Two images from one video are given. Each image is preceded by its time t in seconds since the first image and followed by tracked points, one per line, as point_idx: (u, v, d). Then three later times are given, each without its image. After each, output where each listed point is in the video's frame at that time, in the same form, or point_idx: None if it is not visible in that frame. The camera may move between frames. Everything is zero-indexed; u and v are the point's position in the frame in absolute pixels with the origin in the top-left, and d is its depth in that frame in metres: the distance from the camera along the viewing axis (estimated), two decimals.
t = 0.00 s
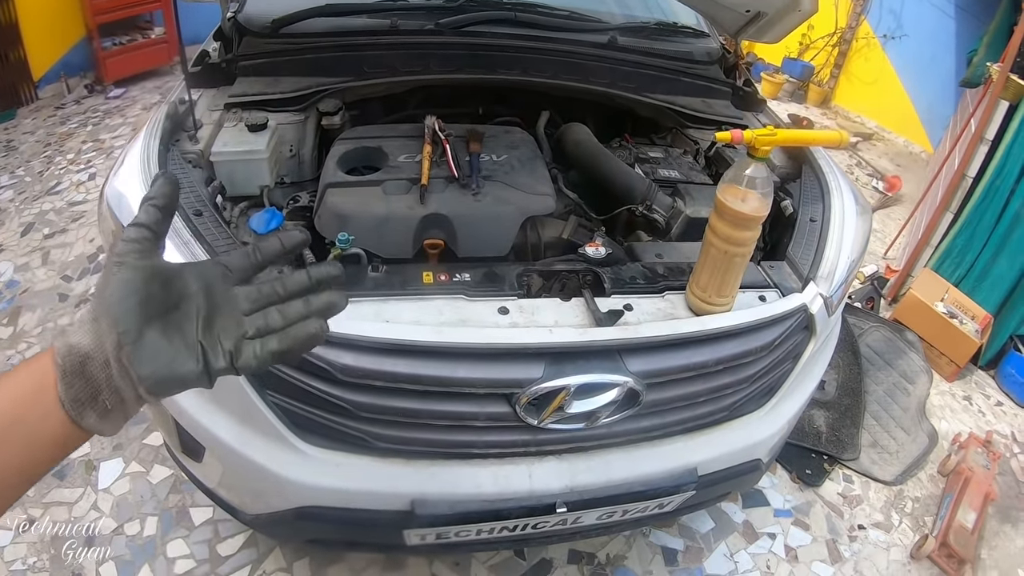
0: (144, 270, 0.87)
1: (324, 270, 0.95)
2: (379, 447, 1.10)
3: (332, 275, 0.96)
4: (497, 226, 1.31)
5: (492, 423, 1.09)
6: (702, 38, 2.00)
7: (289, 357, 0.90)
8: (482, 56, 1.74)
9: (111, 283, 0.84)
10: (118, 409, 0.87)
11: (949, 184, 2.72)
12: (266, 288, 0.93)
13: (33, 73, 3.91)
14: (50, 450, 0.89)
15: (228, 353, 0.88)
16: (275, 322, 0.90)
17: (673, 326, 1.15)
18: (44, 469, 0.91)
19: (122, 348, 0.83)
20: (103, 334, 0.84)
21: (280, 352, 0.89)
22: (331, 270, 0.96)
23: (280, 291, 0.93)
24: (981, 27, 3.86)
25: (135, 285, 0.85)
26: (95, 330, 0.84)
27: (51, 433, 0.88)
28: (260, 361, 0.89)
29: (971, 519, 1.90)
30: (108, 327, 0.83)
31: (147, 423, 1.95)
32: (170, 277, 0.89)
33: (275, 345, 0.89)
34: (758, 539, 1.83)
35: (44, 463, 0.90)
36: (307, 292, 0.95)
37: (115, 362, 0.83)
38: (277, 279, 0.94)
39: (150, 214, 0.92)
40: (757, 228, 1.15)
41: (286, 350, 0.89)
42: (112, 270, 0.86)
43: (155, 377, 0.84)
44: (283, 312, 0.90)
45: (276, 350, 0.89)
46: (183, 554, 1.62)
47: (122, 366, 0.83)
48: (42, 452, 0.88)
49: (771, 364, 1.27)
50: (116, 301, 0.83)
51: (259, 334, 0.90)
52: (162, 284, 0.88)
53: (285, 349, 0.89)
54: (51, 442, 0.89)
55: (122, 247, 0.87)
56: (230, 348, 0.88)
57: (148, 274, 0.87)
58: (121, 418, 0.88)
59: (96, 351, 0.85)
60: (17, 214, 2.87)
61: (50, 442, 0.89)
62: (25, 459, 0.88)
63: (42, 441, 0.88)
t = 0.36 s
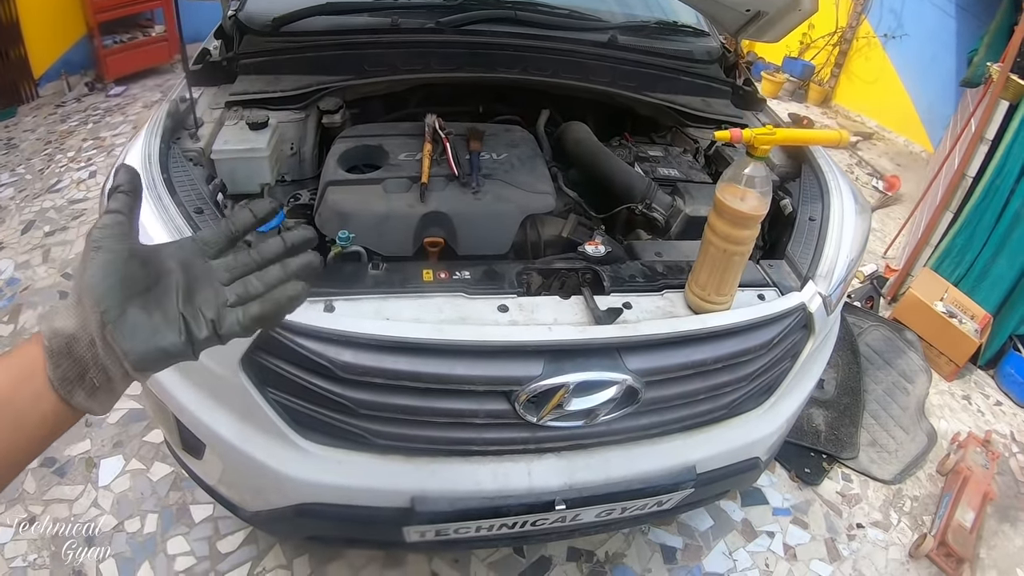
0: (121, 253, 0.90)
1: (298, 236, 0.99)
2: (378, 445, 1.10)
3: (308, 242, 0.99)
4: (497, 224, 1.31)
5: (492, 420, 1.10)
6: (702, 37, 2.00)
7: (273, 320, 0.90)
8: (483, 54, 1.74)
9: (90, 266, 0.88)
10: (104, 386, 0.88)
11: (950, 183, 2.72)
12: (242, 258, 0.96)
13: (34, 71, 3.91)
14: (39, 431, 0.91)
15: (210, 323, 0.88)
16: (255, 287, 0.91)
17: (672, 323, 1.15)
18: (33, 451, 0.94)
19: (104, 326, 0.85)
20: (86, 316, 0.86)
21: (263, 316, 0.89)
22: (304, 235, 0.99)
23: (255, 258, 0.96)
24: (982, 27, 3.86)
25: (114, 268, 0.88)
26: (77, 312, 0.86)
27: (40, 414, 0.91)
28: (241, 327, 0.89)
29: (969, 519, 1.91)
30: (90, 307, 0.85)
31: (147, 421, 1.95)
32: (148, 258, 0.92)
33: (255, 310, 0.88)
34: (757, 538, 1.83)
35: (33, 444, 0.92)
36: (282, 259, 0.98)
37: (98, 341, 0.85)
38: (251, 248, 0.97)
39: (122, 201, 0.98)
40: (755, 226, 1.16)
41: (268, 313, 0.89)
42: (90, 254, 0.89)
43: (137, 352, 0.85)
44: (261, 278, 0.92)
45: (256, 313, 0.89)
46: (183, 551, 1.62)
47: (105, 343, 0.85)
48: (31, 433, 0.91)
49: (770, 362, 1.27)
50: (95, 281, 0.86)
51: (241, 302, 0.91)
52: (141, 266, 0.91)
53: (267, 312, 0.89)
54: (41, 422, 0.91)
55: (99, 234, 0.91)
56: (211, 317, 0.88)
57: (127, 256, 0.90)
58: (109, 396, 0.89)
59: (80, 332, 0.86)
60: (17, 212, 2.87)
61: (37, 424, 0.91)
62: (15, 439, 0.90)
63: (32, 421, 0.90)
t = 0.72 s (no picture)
0: (123, 268, 0.91)
1: (292, 262, 1.01)
2: (373, 444, 1.11)
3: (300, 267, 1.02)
4: (491, 224, 1.32)
5: (486, 420, 1.10)
6: (696, 37, 2.01)
7: (271, 341, 0.93)
8: (477, 56, 1.75)
9: (92, 280, 0.88)
10: (102, 401, 0.90)
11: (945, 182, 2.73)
12: (235, 282, 0.98)
13: (30, 74, 3.91)
14: (40, 439, 0.93)
15: (208, 343, 0.91)
16: (251, 312, 0.93)
17: (665, 322, 1.16)
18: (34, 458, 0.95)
19: (106, 341, 0.87)
20: (86, 331, 0.87)
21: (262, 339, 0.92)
22: (298, 262, 1.02)
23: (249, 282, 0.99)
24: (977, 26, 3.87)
25: (115, 282, 0.89)
26: (76, 326, 0.87)
27: (41, 423, 0.92)
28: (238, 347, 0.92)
29: (966, 517, 1.92)
30: (90, 322, 0.86)
31: (145, 423, 1.96)
32: (149, 274, 0.93)
33: (254, 331, 0.92)
34: (754, 537, 1.84)
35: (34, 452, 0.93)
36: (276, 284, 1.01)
37: (98, 357, 0.87)
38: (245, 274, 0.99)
39: (124, 219, 0.97)
40: (746, 226, 1.17)
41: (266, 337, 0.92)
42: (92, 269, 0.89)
43: (138, 368, 0.88)
44: (259, 303, 0.94)
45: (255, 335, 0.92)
46: (180, 552, 1.63)
47: (105, 359, 0.87)
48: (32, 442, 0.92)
49: (764, 361, 1.28)
50: (98, 296, 0.87)
51: (237, 323, 0.93)
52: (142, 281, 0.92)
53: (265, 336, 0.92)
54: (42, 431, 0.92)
55: (101, 250, 0.91)
56: (210, 338, 0.91)
57: (128, 270, 0.91)
58: (106, 410, 0.91)
59: (79, 346, 0.87)
60: (15, 215, 2.87)
61: (37, 433, 0.92)
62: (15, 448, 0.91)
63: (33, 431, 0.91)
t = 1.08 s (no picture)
0: (88, 217, 0.96)
1: (281, 198, 1.10)
2: (369, 447, 1.11)
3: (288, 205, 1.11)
4: (486, 226, 1.32)
5: (482, 422, 1.10)
6: (690, 39, 2.02)
7: (247, 285, 0.97)
8: (471, 59, 1.75)
9: (54, 233, 0.92)
10: (65, 359, 0.93)
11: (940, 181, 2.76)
12: (221, 221, 1.06)
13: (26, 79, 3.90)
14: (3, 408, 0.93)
15: (179, 292, 0.95)
16: (234, 252, 1.00)
17: (660, 323, 1.17)
18: None
19: (69, 294, 0.91)
20: (48, 285, 0.90)
21: (242, 283, 0.96)
22: (288, 199, 1.11)
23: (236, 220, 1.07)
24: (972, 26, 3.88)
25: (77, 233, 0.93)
26: (37, 280, 0.91)
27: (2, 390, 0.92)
28: (212, 295, 0.95)
29: (965, 515, 1.93)
30: (54, 275, 0.90)
31: (142, 428, 1.96)
32: (117, 226, 0.98)
33: (230, 276, 0.96)
34: (752, 536, 1.84)
35: None
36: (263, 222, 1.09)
37: (61, 313, 0.90)
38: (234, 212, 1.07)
39: (94, 158, 1.03)
40: (740, 226, 1.17)
41: (246, 279, 0.96)
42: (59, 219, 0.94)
43: (103, 321, 0.92)
44: (241, 244, 1.01)
45: (234, 279, 0.96)
46: (179, 557, 1.62)
47: (67, 313, 0.91)
48: None
49: (759, 361, 1.28)
50: (60, 250, 0.91)
51: (217, 267, 0.99)
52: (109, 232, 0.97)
53: (248, 279, 0.97)
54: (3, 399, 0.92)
55: (68, 197, 0.97)
56: (181, 288, 0.96)
57: (93, 220, 0.96)
58: (72, 371, 0.95)
59: (40, 303, 0.90)
60: (11, 221, 2.87)
61: None
62: None
63: None
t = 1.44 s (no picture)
0: (86, 201, 0.93)
1: (273, 183, 1.14)
2: (367, 448, 1.11)
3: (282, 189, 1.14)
4: (483, 227, 1.33)
5: (480, 422, 1.10)
6: (686, 39, 2.02)
7: (263, 255, 0.98)
8: (467, 60, 1.76)
9: (54, 215, 0.90)
10: (68, 346, 0.90)
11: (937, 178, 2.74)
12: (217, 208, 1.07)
13: (23, 83, 3.89)
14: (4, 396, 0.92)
15: (191, 271, 0.93)
16: (236, 233, 1.01)
17: (657, 322, 1.17)
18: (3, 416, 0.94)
19: (72, 277, 0.87)
20: (47, 270, 0.88)
21: (254, 257, 0.97)
22: (280, 182, 1.14)
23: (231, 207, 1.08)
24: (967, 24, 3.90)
25: (76, 215, 0.91)
26: (36, 267, 0.88)
27: None
28: (226, 266, 0.95)
29: (964, 512, 1.93)
30: (54, 258, 0.87)
31: (140, 432, 1.95)
32: (117, 210, 0.95)
33: (245, 249, 0.96)
34: (752, 535, 1.84)
35: None
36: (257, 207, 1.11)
37: (62, 296, 0.87)
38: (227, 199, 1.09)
39: (91, 148, 1.02)
40: (736, 224, 1.17)
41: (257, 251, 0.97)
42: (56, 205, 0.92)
43: (113, 302, 0.88)
44: (243, 225, 1.02)
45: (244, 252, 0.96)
46: (178, 560, 1.62)
47: (70, 296, 0.87)
48: None
49: (757, 359, 1.28)
50: (61, 231, 0.89)
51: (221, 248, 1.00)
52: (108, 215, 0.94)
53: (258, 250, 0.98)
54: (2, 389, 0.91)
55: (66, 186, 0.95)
56: (192, 266, 0.93)
57: (92, 205, 0.94)
58: (73, 359, 0.92)
59: (39, 290, 0.88)
60: (8, 226, 2.87)
61: None
62: None
63: None
